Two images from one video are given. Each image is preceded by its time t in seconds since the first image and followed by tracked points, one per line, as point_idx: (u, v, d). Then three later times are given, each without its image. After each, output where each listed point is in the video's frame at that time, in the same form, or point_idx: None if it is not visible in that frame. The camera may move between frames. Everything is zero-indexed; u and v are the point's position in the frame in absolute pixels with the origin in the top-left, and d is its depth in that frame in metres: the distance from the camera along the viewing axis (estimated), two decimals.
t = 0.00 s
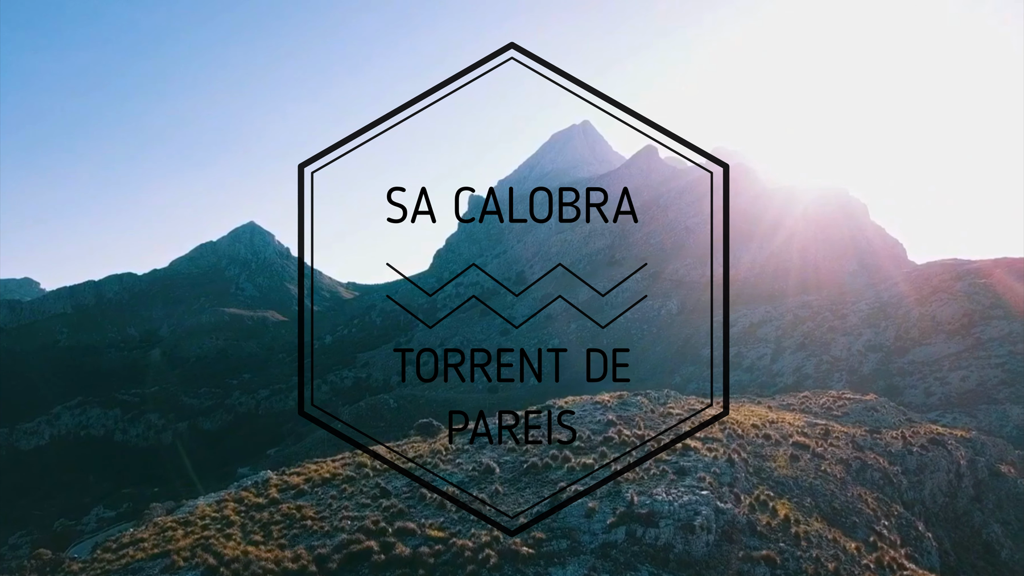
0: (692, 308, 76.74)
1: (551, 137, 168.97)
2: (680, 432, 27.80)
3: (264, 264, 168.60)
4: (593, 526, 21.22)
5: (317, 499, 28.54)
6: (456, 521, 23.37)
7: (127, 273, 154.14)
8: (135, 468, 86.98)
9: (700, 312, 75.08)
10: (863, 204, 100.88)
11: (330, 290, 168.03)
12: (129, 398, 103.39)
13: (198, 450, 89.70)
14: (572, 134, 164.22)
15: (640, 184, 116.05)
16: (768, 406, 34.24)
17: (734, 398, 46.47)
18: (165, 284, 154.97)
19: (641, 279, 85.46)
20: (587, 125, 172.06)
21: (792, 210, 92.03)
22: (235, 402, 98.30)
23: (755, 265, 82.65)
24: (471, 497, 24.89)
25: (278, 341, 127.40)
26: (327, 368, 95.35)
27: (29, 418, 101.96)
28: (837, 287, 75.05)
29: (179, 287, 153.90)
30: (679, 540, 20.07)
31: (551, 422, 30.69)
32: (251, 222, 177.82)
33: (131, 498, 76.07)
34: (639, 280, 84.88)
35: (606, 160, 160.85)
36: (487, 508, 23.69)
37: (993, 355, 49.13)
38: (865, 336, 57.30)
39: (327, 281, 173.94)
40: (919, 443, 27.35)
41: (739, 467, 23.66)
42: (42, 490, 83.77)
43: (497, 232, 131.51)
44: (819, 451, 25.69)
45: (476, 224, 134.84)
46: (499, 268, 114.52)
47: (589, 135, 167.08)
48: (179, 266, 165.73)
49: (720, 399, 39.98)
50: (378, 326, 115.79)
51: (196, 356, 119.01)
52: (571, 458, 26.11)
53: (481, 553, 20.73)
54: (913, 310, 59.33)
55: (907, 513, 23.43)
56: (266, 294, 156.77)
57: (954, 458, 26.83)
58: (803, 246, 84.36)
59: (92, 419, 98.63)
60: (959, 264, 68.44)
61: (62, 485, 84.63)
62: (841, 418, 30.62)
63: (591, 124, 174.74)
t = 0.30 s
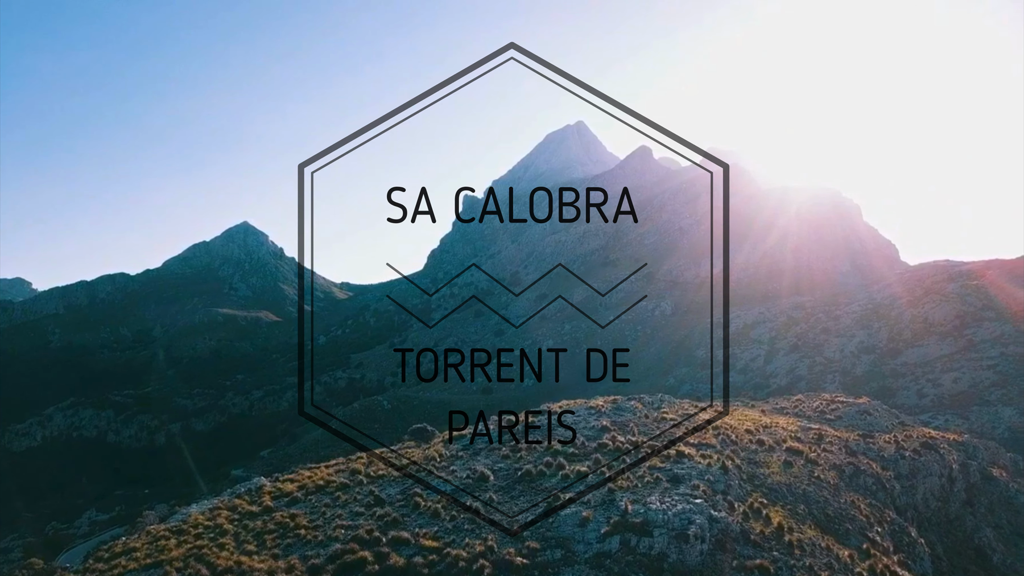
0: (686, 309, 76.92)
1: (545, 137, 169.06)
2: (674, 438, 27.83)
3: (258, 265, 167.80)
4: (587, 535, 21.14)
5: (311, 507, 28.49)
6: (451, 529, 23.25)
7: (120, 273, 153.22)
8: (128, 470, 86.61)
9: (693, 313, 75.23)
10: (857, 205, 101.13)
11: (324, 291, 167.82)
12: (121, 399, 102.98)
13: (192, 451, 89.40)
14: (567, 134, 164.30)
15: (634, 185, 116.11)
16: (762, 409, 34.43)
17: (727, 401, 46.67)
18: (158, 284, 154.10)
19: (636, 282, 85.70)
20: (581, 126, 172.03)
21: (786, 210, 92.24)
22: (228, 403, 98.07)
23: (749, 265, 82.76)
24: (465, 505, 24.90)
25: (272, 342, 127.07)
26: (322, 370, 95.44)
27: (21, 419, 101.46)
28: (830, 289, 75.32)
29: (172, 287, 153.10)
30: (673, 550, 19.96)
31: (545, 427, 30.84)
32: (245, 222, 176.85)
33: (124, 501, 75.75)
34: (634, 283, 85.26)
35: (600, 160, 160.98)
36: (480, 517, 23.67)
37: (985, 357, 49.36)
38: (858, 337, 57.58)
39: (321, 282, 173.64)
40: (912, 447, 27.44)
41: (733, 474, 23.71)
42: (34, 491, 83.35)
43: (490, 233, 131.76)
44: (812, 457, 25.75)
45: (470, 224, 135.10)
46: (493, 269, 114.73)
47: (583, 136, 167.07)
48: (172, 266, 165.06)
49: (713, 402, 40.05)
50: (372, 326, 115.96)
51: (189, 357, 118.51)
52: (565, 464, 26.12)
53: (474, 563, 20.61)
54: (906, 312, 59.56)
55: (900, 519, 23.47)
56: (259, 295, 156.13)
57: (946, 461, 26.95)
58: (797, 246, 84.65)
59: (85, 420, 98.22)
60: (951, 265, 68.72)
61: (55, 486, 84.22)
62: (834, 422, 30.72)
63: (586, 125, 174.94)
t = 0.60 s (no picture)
0: (679, 310, 77.06)
1: (539, 137, 168.96)
2: (667, 444, 27.81)
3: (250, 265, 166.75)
4: (580, 544, 21.05)
5: (304, 515, 28.39)
6: (444, 539, 23.14)
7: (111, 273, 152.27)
8: (121, 471, 86.18)
9: (686, 314, 75.32)
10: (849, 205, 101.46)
11: (317, 292, 167.71)
12: (113, 400, 102.39)
13: (184, 452, 89.05)
14: (560, 135, 164.20)
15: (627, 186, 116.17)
16: (754, 413, 34.58)
17: (720, 405, 46.90)
18: (149, 284, 153.01)
19: (629, 283, 85.86)
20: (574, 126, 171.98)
21: (778, 210, 92.51)
22: (221, 403, 97.70)
23: (742, 264, 82.91)
24: (458, 513, 24.86)
25: (264, 342, 126.52)
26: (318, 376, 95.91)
27: (11, 420, 100.70)
28: (823, 290, 75.72)
29: (164, 287, 152.20)
30: (666, 559, 19.84)
31: (538, 431, 30.89)
32: (237, 222, 175.75)
33: (116, 503, 75.43)
34: (628, 284, 85.42)
35: (594, 161, 161.00)
36: (473, 525, 23.63)
37: (976, 359, 49.75)
38: (850, 339, 57.99)
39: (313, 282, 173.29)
40: (904, 451, 27.57)
41: (725, 482, 23.68)
42: (25, 493, 82.81)
43: (483, 233, 132.29)
44: (805, 462, 25.78)
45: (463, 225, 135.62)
46: (487, 269, 115.06)
47: (577, 136, 166.92)
48: (164, 266, 164.07)
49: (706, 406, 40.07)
50: (364, 327, 116.05)
51: (181, 357, 117.88)
52: (559, 471, 26.12)
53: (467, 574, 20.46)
54: (898, 313, 59.87)
55: (892, 525, 23.55)
56: (252, 294, 155.19)
57: (938, 465, 27.14)
58: (789, 246, 84.91)
59: (76, 421, 97.57)
60: (943, 267, 69.13)
61: (46, 488, 83.68)
62: (827, 425, 30.87)
63: (579, 125, 174.95)
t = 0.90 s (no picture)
0: (663, 310, 77.35)
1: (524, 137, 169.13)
2: (651, 450, 27.83)
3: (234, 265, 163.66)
4: (564, 554, 20.85)
5: (287, 525, 28.06)
6: (427, 550, 22.89)
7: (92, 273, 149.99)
8: (101, 475, 85.05)
9: (671, 314, 75.61)
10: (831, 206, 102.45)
11: (301, 292, 166.90)
12: (94, 401, 100.97)
13: (166, 454, 88.10)
14: (545, 135, 164.41)
15: (611, 188, 116.69)
16: (737, 416, 34.90)
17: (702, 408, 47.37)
18: (131, 284, 151.06)
19: (613, 282, 86.14)
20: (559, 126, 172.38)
21: (762, 211, 93.33)
22: (203, 404, 96.74)
23: (725, 264, 83.41)
24: (443, 524, 24.67)
25: (248, 343, 125.38)
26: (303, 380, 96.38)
27: None
28: (805, 291, 76.60)
29: (145, 288, 150.02)
30: (650, 569, 19.60)
31: (522, 438, 30.89)
32: (220, 221, 173.51)
33: (96, 507, 74.38)
34: (612, 284, 85.70)
35: (578, 161, 161.43)
36: (458, 536, 23.43)
37: (955, 360, 50.51)
38: (832, 340, 58.75)
39: (297, 282, 172.24)
40: (884, 455, 27.91)
41: (708, 489, 23.74)
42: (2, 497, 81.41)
43: (468, 235, 133.21)
44: (787, 468, 25.92)
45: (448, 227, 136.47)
46: (471, 270, 115.37)
47: (562, 136, 167.13)
48: (146, 266, 161.88)
49: (689, 410, 40.23)
50: (348, 329, 116.00)
51: (161, 357, 116.36)
52: (543, 480, 26.04)
53: None
54: (879, 314, 60.57)
55: (872, 530, 23.76)
56: (235, 294, 153.45)
57: (917, 469, 27.51)
58: (773, 247, 85.54)
59: (55, 423, 96.00)
60: (922, 268, 70.08)
61: (25, 491, 82.34)
62: (809, 429, 31.18)
63: (564, 126, 175.31)
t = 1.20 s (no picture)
0: (646, 310, 77.69)
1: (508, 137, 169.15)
2: (634, 455, 27.88)
3: (215, 264, 162.03)
4: (548, 563, 20.69)
5: (269, 534, 27.67)
6: (410, 559, 22.64)
7: (70, 272, 147.51)
8: (80, 477, 83.74)
9: (654, 314, 75.99)
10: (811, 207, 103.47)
11: (282, 292, 165.64)
12: (71, 403, 99.36)
13: (146, 456, 86.96)
14: (529, 134, 164.45)
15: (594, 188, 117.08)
16: (719, 419, 35.23)
17: (685, 409, 47.87)
18: (110, 283, 148.73)
19: (597, 283, 86.47)
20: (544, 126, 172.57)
21: (744, 211, 94.11)
22: (184, 405, 95.63)
23: (707, 264, 84.00)
24: (426, 532, 24.46)
25: (229, 343, 123.99)
26: (286, 380, 95.93)
27: None
28: (786, 291, 77.44)
29: (124, 287, 147.61)
30: None
31: (505, 443, 30.86)
32: (201, 220, 171.16)
33: (74, 511, 73.10)
34: (595, 284, 86.05)
35: (562, 161, 161.67)
36: (441, 545, 23.22)
37: (933, 360, 51.42)
38: (812, 341, 59.70)
39: (279, 283, 171.05)
40: (864, 459, 28.26)
41: (691, 495, 23.78)
42: None
43: (452, 235, 132.98)
44: (769, 473, 26.10)
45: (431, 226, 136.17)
46: (455, 269, 115.22)
47: (546, 135, 167.29)
48: (125, 265, 159.45)
49: (671, 413, 40.49)
50: (331, 329, 115.47)
51: (141, 358, 114.87)
52: (526, 486, 26.00)
53: None
54: (859, 315, 61.50)
55: (852, 534, 23.96)
56: (216, 294, 151.53)
57: (896, 471, 27.93)
58: (754, 246, 86.23)
59: (31, 425, 94.27)
60: (901, 269, 71.08)
61: None
62: (790, 432, 31.49)
63: (548, 126, 175.64)
